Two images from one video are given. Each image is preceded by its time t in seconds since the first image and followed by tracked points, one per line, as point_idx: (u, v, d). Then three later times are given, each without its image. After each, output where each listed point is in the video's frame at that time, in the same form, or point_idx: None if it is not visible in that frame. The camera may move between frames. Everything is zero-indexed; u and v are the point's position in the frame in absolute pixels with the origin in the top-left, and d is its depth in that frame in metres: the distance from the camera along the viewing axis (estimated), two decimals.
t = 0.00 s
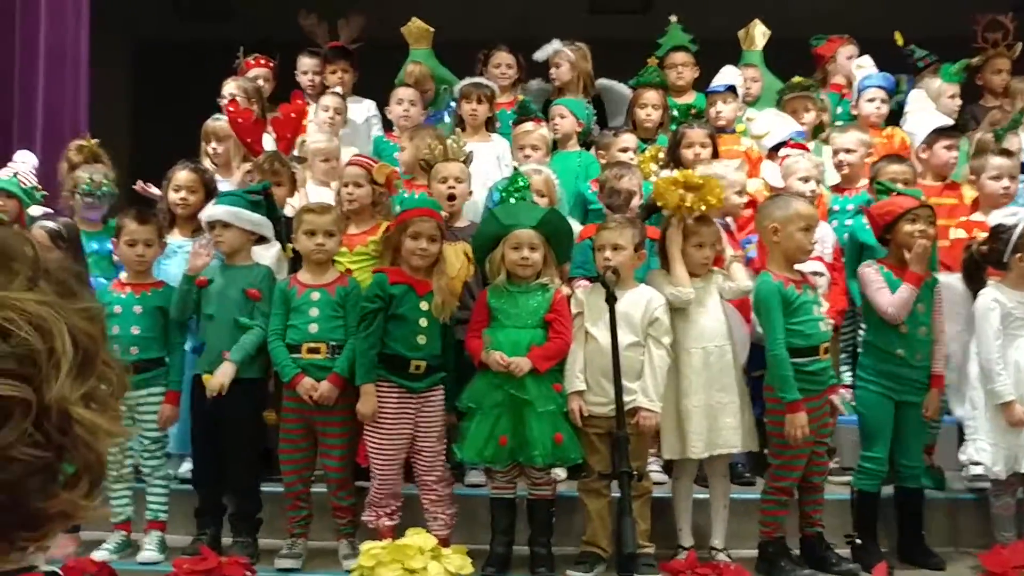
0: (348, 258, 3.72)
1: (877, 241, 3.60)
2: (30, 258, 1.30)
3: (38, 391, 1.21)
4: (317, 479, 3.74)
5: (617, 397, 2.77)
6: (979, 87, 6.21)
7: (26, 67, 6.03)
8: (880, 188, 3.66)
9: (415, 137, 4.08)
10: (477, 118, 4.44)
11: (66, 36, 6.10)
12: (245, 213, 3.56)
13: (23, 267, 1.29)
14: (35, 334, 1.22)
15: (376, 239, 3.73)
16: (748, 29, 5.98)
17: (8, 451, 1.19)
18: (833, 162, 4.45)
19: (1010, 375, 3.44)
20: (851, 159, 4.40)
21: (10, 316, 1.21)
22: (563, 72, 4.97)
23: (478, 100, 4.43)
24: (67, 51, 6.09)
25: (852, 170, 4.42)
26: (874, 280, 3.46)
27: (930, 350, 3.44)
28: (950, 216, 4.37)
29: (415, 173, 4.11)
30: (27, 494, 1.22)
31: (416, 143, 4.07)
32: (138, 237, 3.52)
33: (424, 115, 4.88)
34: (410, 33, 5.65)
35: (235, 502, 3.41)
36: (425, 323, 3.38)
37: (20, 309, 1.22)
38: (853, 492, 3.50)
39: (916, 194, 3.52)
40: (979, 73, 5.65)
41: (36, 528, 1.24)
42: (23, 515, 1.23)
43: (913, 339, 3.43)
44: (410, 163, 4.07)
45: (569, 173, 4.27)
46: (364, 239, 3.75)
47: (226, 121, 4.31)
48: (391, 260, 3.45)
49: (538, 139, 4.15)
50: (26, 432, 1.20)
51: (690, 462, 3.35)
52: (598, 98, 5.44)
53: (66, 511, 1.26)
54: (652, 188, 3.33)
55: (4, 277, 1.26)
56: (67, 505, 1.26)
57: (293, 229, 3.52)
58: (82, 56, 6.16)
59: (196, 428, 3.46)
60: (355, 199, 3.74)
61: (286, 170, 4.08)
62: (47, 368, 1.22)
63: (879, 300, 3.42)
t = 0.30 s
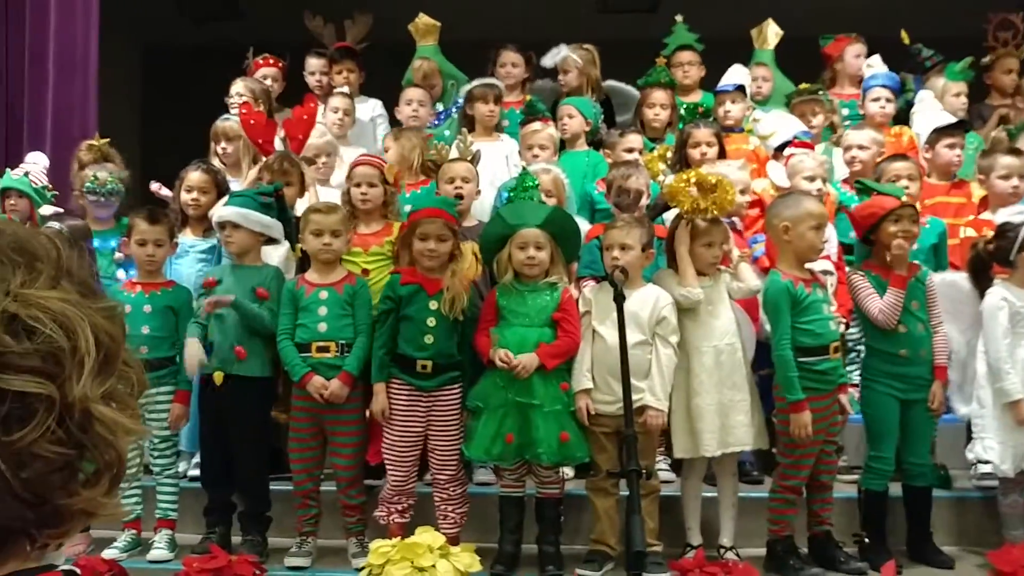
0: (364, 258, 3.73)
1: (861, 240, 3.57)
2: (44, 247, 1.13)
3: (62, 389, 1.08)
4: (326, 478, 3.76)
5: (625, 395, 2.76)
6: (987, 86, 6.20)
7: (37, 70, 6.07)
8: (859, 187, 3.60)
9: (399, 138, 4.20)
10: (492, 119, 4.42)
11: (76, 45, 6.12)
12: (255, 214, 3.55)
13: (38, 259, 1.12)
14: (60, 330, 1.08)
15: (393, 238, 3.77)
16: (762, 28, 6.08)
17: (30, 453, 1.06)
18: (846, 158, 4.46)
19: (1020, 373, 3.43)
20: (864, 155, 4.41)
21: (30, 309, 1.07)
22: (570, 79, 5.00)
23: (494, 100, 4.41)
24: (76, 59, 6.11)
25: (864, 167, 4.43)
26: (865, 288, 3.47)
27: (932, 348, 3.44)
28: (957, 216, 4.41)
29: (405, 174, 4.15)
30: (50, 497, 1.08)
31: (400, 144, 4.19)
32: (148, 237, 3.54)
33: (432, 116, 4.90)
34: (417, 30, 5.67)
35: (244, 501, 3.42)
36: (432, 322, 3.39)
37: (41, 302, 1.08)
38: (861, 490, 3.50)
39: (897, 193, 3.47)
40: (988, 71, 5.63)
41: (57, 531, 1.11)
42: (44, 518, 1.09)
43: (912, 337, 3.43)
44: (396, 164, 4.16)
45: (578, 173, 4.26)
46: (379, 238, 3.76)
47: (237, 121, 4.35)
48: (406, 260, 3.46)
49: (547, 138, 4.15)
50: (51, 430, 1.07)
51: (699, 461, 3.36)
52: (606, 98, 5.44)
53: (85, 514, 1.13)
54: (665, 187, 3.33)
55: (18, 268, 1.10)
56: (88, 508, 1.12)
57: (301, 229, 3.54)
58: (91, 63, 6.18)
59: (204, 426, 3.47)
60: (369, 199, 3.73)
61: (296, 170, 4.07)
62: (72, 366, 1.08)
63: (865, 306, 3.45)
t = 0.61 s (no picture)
0: (379, 257, 3.74)
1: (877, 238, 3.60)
2: (45, 246, 1.16)
3: (67, 383, 1.08)
4: (335, 475, 3.78)
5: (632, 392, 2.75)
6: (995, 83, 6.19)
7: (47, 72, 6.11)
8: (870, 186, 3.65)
9: (396, 135, 4.17)
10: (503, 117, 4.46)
11: (86, 43, 6.12)
12: (262, 213, 3.58)
13: (40, 257, 1.14)
14: (63, 326, 1.09)
15: (405, 237, 3.79)
16: (776, 25, 6.08)
17: (36, 447, 1.06)
18: (854, 156, 4.46)
19: None
20: (874, 152, 4.41)
21: (33, 305, 1.08)
22: (576, 79, 5.02)
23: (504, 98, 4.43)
24: (86, 55, 6.10)
25: (873, 164, 4.43)
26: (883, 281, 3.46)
27: (940, 343, 3.45)
28: (965, 213, 4.40)
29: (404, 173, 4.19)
30: (57, 491, 1.08)
31: (399, 141, 4.17)
32: (157, 235, 3.56)
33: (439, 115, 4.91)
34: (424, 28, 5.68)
35: (253, 497, 3.44)
36: (437, 320, 3.40)
37: (44, 298, 1.09)
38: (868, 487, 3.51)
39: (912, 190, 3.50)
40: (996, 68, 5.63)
41: (64, 526, 1.10)
42: (51, 512, 1.09)
43: (922, 331, 3.44)
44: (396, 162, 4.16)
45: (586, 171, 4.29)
46: (392, 238, 3.78)
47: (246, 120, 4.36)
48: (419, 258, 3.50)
49: (554, 136, 4.16)
50: (56, 425, 1.07)
51: (707, 458, 3.36)
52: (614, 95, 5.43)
53: (93, 508, 1.12)
54: (672, 186, 3.33)
55: (21, 265, 1.12)
56: (94, 502, 1.12)
57: (308, 228, 3.55)
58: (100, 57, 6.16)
59: (213, 423, 3.49)
60: (381, 198, 3.73)
61: (303, 167, 4.11)
62: (75, 360, 1.09)
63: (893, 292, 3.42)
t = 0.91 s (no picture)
0: (387, 253, 3.75)
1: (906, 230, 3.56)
2: (33, 237, 1.15)
3: (60, 375, 1.10)
4: (342, 469, 3.79)
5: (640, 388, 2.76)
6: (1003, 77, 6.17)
7: (55, 70, 6.13)
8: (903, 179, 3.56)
9: (420, 130, 4.17)
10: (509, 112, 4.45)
11: (93, 40, 6.13)
12: (265, 212, 3.58)
13: (30, 251, 1.14)
14: (54, 318, 1.10)
15: (409, 232, 3.79)
16: (787, 21, 6.06)
17: (31, 439, 1.07)
18: (861, 151, 4.44)
19: None
20: (881, 146, 4.40)
21: (24, 298, 1.09)
22: (585, 68, 5.01)
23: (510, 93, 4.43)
24: (94, 54, 6.13)
25: (880, 158, 4.42)
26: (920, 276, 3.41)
27: (952, 337, 3.44)
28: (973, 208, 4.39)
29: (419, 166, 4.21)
30: (53, 482, 1.10)
31: (423, 135, 4.16)
32: (163, 231, 3.57)
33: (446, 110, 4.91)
34: (431, 28, 5.68)
35: (261, 492, 3.45)
36: (448, 314, 3.40)
37: (35, 292, 1.10)
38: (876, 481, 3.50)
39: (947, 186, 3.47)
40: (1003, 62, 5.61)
41: (62, 516, 1.12)
42: (48, 505, 1.10)
43: (941, 324, 3.43)
44: (418, 155, 4.15)
45: (592, 165, 4.29)
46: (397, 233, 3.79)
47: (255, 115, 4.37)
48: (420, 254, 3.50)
49: (559, 131, 4.16)
50: (51, 417, 1.09)
51: (713, 453, 3.36)
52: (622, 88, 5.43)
53: (90, 499, 1.14)
54: (676, 183, 3.32)
55: (9, 259, 1.12)
56: (91, 492, 1.13)
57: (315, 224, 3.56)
58: (108, 57, 6.19)
59: (221, 417, 3.50)
60: (387, 193, 3.75)
61: (312, 164, 4.13)
62: (68, 351, 1.10)
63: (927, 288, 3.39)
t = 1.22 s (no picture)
0: (381, 246, 3.76)
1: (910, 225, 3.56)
2: (24, 233, 1.17)
3: (44, 368, 1.07)
4: (346, 463, 3.80)
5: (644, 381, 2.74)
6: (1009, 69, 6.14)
7: (59, 66, 6.13)
8: (909, 174, 3.60)
9: (448, 122, 4.20)
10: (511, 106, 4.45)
11: (96, 36, 6.11)
12: (273, 206, 3.59)
13: (17, 244, 1.15)
14: (36, 311, 1.08)
15: (407, 226, 3.79)
16: (795, 15, 6.05)
17: (17, 434, 1.05)
18: (861, 147, 4.43)
19: None
20: (886, 140, 4.38)
21: (9, 291, 1.08)
22: (602, 56, 5.15)
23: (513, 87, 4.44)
24: (97, 49, 6.10)
25: (880, 153, 4.40)
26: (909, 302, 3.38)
27: (959, 331, 3.43)
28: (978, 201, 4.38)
29: (443, 158, 4.25)
30: (41, 477, 1.08)
31: (450, 127, 4.19)
32: (165, 225, 3.57)
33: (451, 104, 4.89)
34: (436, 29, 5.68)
35: (266, 486, 3.46)
36: (454, 310, 3.42)
37: (21, 287, 1.09)
38: (880, 474, 3.50)
39: (953, 182, 3.47)
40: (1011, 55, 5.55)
41: (51, 510, 1.11)
42: (38, 498, 1.09)
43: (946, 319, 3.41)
44: (444, 148, 4.18)
45: (597, 159, 4.27)
46: (396, 226, 3.79)
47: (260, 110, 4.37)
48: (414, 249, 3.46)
49: (561, 124, 4.15)
50: (36, 411, 1.06)
51: (718, 448, 3.36)
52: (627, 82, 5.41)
53: (81, 493, 1.12)
54: (679, 178, 3.32)
55: None
56: (82, 486, 1.11)
57: (319, 218, 3.56)
58: (112, 54, 6.16)
59: (226, 412, 3.51)
60: (383, 186, 3.74)
61: (320, 160, 4.15)
62: (52, 345, 1.08)
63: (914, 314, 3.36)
